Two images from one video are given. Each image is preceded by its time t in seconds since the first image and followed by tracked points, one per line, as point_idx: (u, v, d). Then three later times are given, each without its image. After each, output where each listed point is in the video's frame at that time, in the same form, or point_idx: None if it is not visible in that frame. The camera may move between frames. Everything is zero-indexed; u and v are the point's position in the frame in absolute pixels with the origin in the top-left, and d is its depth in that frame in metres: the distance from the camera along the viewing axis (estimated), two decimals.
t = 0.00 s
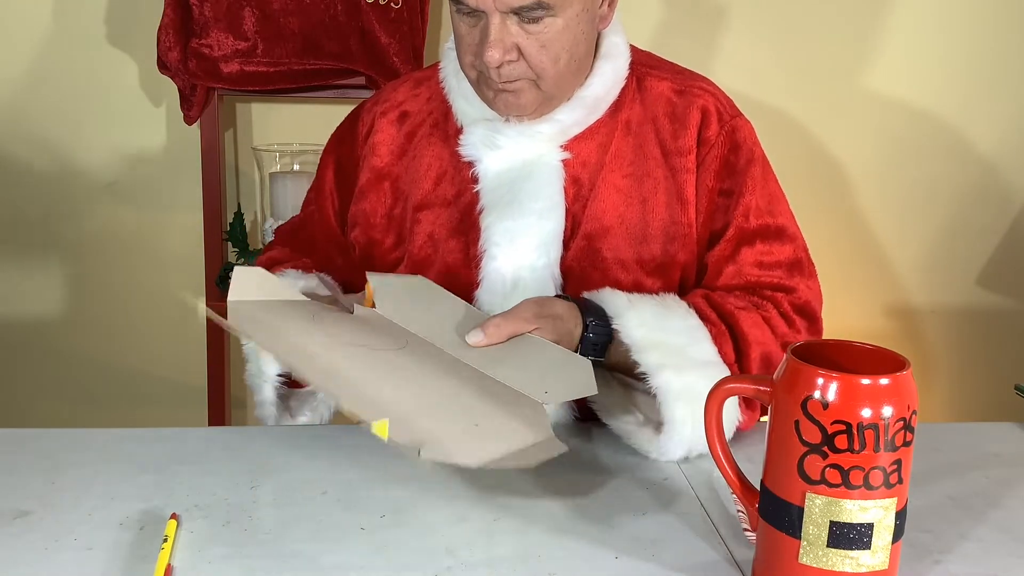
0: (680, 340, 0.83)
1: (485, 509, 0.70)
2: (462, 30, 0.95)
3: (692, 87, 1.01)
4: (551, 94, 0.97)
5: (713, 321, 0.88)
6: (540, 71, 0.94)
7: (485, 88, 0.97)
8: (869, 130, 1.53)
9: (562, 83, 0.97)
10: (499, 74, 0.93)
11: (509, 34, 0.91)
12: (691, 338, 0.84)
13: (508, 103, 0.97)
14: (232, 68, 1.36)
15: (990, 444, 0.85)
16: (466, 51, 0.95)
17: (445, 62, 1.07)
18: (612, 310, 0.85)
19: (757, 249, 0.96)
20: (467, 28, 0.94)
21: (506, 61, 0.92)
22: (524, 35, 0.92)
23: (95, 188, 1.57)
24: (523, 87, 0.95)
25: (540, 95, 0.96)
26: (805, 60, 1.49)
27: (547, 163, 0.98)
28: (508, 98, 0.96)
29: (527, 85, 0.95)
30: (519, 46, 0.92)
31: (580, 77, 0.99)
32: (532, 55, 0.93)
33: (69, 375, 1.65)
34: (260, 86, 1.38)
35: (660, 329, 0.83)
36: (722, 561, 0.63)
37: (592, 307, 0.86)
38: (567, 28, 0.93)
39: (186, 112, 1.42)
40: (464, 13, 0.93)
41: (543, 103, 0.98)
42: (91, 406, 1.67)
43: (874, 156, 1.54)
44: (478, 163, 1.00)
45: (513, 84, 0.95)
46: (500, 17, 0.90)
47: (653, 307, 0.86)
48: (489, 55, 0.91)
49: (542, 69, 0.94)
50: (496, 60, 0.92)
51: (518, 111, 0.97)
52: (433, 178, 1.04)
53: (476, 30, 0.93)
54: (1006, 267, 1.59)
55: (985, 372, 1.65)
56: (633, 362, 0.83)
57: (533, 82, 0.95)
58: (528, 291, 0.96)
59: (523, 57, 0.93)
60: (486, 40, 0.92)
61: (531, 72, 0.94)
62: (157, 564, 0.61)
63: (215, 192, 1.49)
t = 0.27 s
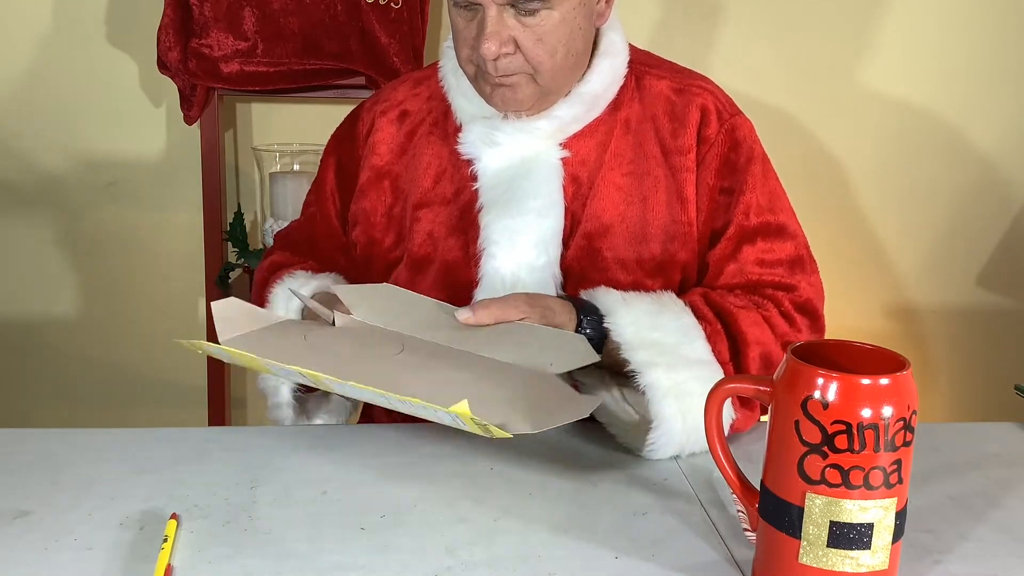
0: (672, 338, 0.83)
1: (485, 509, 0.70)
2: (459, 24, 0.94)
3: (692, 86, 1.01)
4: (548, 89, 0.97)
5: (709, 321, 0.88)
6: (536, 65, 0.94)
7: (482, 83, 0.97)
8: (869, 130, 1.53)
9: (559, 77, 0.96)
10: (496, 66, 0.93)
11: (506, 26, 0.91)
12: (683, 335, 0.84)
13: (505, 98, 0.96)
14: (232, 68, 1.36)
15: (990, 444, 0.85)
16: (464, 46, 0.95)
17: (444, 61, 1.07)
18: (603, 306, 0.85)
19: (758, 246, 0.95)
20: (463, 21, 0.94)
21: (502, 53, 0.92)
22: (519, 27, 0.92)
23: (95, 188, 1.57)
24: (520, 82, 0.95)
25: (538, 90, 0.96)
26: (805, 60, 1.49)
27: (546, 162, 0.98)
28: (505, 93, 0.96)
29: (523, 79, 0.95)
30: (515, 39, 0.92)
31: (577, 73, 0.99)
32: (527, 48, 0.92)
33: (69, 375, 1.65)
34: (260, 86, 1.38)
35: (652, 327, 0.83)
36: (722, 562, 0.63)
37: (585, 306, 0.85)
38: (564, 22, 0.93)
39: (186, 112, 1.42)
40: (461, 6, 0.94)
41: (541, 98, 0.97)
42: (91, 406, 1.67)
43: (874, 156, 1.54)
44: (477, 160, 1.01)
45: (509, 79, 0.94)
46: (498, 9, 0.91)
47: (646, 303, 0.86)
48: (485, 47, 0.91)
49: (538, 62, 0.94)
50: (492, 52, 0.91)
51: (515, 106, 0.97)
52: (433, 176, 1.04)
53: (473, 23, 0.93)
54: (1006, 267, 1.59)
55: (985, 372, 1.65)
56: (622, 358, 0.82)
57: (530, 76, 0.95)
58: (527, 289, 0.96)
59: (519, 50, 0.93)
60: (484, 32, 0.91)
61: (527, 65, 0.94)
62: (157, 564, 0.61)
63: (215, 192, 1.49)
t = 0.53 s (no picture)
0: (714, 340, 0.81)
1: (485, 508, 0.70)
2: (527, 19, 0.93)
3: (706, 91, 1.03)
4: (597, 92, 0.97)
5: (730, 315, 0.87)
6: (600, 68, 0.95)
7: (534, 80, 0.97)
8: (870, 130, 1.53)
9: (611, 84, 0.98)
10: (559, 64, 0.93)
11: (585, 30, 0.92)
12: (723, 337, 0.82)
13: (557, 98, 0.96)
14: (232, 68, 1.35)
15: (989, 444, 0.85)
16: (525, 41, 0.94)
17: (473, 44, 1.03)
18: (639, 330, 0.84)
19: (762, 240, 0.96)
20: (532, 17, 0.93)
21: (575, 56, 0.92)
22: (595, 32, 0.93)
23: (95, 187, 1.57)
24: (576, 84, 0.96)
25: (588, 91, 0.97)
26: (807, 60, 1.49)
27: (569, 159, 0.97)
28: (558, 92, 0.96)
29: (580, 81, 0.95)
30: (589, 42, 0.93)
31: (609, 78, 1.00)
32: (598, 54, 0.94)
33: (69, 375, 1.65)
34: (260, 86, 1.38)
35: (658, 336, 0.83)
36: (721, 561, 0.63)
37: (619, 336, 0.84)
38: (632, 32, 0.95)
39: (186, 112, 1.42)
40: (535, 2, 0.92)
41: (585, 100, 0.98)
42: (91, 406, 1.67)
43: (875, 156, 1.54)
44: (499, 150, 0.99)
45: (568, 79, 0.95)
46: (580, 12, 0.91)
47: (676, 315, 0.85)
48: (563, 49, 0.91)
49: (603, 67, 0.95)
50: (569, 53, 0.92)
51: (563, 108, 0.97)
52: (449, 167, 1.01)
53: (545, 21, 0.93)
54: (1006, 267, 1.59)
55: (985, 372, 1.65)
56: (671, 370, 0.80)
57: (586, 80, 0.96)
58: (541, 282, 0.96)
59: (590, 54, 0.94)
60: (560, 33, 0.92)
61: (590, 69, 0.95)
62: (158, 564, 0.61)
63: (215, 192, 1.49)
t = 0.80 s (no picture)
0: (710, 341, 0.81)
1: (485, 509, 0.70)
2: (527, 19, 0.94)
3: (706, 90, 1.03)
4: (598, 91, 0.98)
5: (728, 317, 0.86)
6: (599, 67, 0.95)
7: (534, 79, 0.97)
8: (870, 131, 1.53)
9: (611, 83, 0.98)
10: (560, 64, 0.94)
11: (584, 29, 0.92)
12: (719, 338, 0.82)
13: (557, 97, 0.97)
14: (232, 68, 1.35)
15: (989, 444, 0.85)
16: (525, 41, 0.95)
17: (473, 45, 1.04)
18: (634, 333, 0.84)
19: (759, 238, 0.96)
20: (532, 17, 0.94)
21: (575, 55, 0.93)
22: (594, 31, 0.93)
23: (95, 187, 1.57)
24: (577, 83, 0.96)
25: (589, 90, 0.97)
26: (807, 60, 1.49)
27: (568, 160, 0.97)
28: (558, 92, 0.96)
29: (580, 80, 0.96)
30: (589, 41, 0.93)
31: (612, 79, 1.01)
32: (598, 53, 0.94)
33: (69, 375, 1.65)
34: (260, 86, 1.38)
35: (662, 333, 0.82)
36: (721, 561, 0.63)
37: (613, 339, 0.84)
38: (632, 30, 0.96)
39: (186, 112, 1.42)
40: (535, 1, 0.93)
41: (585, 99, 0.98)
42: (91, 406, 1.67)
43: (875, 156, 1.54)
44: (499, 151, 0.99)
45: (568, 79, 0.95)
46: (580, 11, 0.91)
47: (671, 317, 0.85)
48: (563, 48, 0.92)
49: (602, 66, 0.95)
50: (569, 52, 0.92)
51: (564, 107, 0.98)
52: (450, 168, 1.01)
53: (545, 20, 0.93)
54: (1006, 267, 1.59)
55: (985, 372, 1.65)
56: (667, 372, 0.80)
57: (586, 79, 0.96)
58: (541, 282, 0.96)
59: (591, 53, 0.94)
60: (560, 33, 0.92)
61: (590, 68, 0.95)
62: (158, 564, 0.61)
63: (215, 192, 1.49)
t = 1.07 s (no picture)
0: (718, 342, 0.82)
1: (485, 509, 0.70)
2: (507, 19, 0.93)
3: (702, 90, 1.03)
4: (586, 88, 0.97)
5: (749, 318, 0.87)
6: (584, 64, 0.94)
7: (521, 80, 0.96)
8: (870, 131, 1.53)
9: (598, 78, 0.97)
10: (543, 64, 0.93)
11: (564, 26, 0.92)
12: (728, 338, 0.82)
13: (545, 97, 0.96)
14: (232, 68, 1.36)
15: (989, 444, 0.85)
16: (508, 42, 0.94)
17: (464, 51, 1.04)
18: (641, 330, 0.85)
19: (776, 234, 0.96)
20: (512, 17, 0.93)
21: (557, 53, 0.92)
22: (575, 27, 0.92)
23: (95, 188, 1.57)
24: (563, 81, 0.95)
25: (576, 88, 0.96)
26: (806, 60, 1.49)
27: (563, 160, 0.97)
28: (545, 91, 0.96)
29: (566, 78, 0.95)
30: (570, 39, 0.93)
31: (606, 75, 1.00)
32: (581, 50, 0.93)
33: (69, 376, 1.65)
34: (260, 86, 1.38)
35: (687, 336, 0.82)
36: (721, 562, 0.63)
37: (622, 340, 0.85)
38: (614, 24, 0.95)
39: (186, 112, 1.42)
40: (513, 2, 0.92)
41: (574, 97, 0.97)
42: (91, 407, 1.67)
43: (874, 156, 1.54)
44: (493, 155, 0.98)
45: (554, 77, 0.95)
46: (558, 8, 0.91)
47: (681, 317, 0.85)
48: (543, 47, 0.91)
49: (587, 63, 0.94)
50: (549, 51, 0.92)
51: (553, 106, 0.97)
52: (446, 170, 1.02)
53: (524, 20, 0.93)
54: (1006, 267, 1.59)
55: (986, 372, 1.65)
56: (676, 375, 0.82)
57: (573, 77, 0.96)
58: (541, 284, 0.96)
59: (573, 50, 0.93)
60: (539, 31, 0.92)
61: (574, 65, 0.95)
62: (158, 564, 0.61)
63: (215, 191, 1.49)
